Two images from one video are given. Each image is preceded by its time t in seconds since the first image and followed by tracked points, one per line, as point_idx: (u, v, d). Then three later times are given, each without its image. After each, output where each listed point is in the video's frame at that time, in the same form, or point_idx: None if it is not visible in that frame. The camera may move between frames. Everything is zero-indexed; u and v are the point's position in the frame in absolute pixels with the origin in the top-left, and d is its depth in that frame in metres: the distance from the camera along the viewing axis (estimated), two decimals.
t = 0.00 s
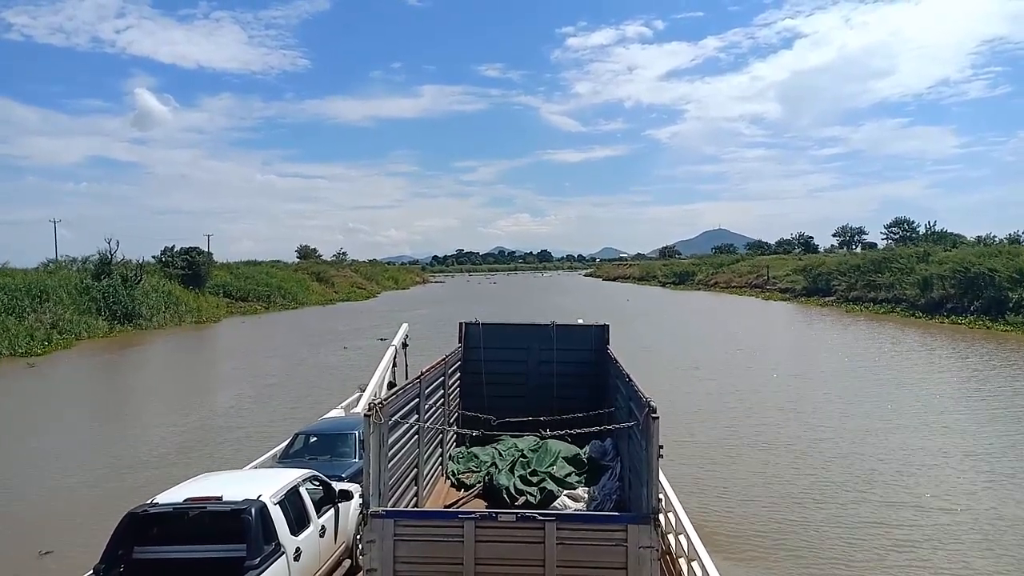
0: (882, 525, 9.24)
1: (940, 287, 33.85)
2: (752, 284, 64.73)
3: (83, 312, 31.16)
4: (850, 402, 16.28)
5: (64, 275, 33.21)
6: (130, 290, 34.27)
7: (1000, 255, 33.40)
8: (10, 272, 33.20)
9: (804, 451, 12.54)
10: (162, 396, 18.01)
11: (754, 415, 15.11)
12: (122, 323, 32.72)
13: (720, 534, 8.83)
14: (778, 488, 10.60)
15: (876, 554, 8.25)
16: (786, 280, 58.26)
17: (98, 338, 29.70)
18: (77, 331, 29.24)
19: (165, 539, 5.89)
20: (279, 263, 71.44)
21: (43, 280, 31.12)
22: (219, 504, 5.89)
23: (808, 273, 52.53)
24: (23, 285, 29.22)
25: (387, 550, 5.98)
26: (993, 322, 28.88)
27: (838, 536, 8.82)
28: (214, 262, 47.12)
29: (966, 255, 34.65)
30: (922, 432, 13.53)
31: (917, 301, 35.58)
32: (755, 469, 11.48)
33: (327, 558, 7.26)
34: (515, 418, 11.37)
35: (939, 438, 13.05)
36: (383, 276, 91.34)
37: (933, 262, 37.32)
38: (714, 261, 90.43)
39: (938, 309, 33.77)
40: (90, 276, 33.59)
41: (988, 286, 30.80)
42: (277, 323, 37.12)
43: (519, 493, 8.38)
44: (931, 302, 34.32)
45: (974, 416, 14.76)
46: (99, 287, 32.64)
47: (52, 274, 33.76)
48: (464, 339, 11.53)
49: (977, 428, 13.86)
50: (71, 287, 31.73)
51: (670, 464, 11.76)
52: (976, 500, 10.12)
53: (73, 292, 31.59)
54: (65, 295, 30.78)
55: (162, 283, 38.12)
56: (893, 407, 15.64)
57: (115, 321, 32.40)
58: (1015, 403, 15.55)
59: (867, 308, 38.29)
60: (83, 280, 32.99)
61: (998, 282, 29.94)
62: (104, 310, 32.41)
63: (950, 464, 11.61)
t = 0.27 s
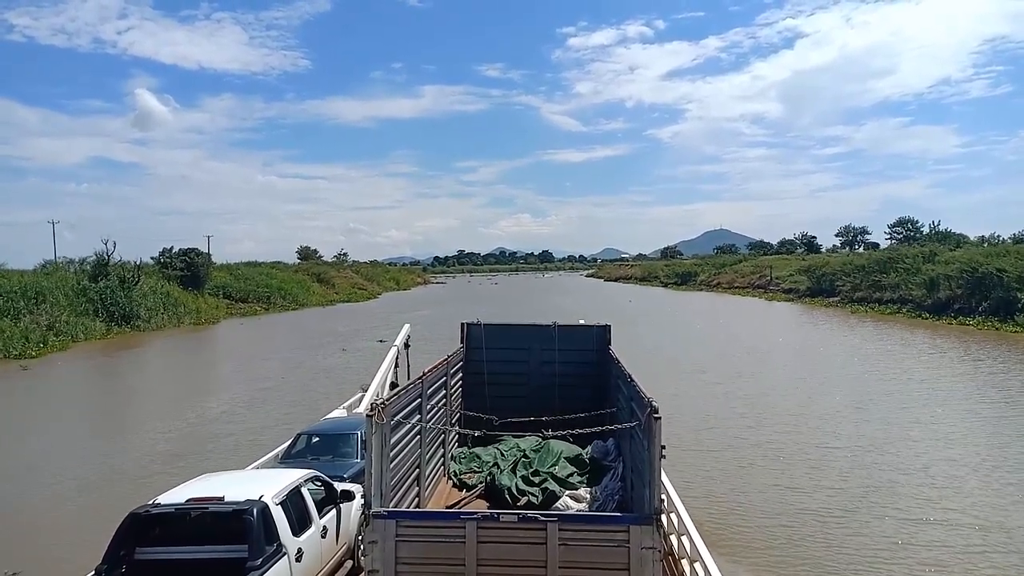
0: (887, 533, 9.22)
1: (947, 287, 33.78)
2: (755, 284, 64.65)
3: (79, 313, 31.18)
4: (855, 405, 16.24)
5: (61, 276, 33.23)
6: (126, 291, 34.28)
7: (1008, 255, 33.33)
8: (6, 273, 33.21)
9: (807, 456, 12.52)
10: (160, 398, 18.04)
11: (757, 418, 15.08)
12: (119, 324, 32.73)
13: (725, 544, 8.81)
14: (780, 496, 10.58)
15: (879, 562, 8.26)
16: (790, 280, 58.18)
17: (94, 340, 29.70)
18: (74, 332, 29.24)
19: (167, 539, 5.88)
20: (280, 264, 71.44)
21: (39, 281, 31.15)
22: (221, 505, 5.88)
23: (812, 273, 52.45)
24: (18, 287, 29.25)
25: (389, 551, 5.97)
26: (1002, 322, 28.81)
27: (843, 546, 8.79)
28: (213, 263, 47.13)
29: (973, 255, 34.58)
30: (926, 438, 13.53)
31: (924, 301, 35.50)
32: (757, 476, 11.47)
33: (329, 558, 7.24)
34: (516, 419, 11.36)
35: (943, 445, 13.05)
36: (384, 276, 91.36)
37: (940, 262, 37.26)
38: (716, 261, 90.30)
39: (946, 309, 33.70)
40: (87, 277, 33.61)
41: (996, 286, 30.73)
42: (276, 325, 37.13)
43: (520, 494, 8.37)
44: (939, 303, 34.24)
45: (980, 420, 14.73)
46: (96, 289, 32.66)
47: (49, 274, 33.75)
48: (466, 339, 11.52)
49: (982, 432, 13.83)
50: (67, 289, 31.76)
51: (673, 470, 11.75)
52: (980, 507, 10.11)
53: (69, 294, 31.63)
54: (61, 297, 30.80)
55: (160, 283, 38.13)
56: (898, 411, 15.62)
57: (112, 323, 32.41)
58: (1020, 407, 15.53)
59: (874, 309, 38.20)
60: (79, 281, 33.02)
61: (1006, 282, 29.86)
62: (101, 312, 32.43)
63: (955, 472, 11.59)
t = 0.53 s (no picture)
0: (886, 530, 9.24)
1: (952, 288, 33.80)
2: (755, 284, 64.70)
3: (70, 314, 31.13)
4: (855, 405, 16.26)
5: (53, 277, 33.19)
6: (119, 291, 34.21)
7: (1012, 255, 33.37)
8: None
9: (807, 455, 12.53)
10: (154, 400, 18.06)
11: (757, 419, 15.10)
12: (111, 326, 32.68)
13: (725, 540, 8.84)
14: (780, 493, 10.60)
15: (878, 560, 8.27)
16: (790, 280, 58.18)
17: (85, 341, 29.65)
18: (64, 333, 29.20)
19: (166, 539, 5.89)
20: (277, 264, 71.39)
21: (30, 281, 31.10)
22: (220, 505, 5.88)
23: (813, 274, 52.47)
24: (9, 288, 29.19)
25: (388, 551, 5.98)
26: (1008, 322, 28.83)
27: (842, 542, 8.83)
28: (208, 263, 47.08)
29: (977, 256, 34.61)
30: (926, 438, 13.55)
31: (928, 302, 35.52)
32: (757, 474, 11.49)
33: (328, 558, 7.25)
34: (515, 419, 11.38)
35: (943, 444, 13.08)
36: (382, 277, 91.35)
37: (945, 262, 37.30)
38: (715, 261, 90.32)
39: (950, 310, 33.71)
40: (80, 278, 33.56)
41: (1000, 287, 30.75)
42: (271, 326, 37.08)
43: (519, 493, 8.38)
44: (942, 303, 34.26)
45: (981, 420, 14.75)
46: (88, 290, 32.59)
47: (40, 275, 33.66)
48: (464, 340, 11.54)
49: (982, 433, 13.85)
50: (59, 289, 31.72)
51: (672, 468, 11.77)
52: (981, 505, 10.14)
53: (61, 295, 31.58)
54: (52, 298, 30.73)
55: (153, 284, 38.08)
56: (898, 411, 15.65)
57: (103, 325, 32.37)
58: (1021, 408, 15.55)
59: (879, 309, 38.23)
60: (72, 281, 32.97)
61: (1011, 282, 29.87)
62: (93, 313, 32.37)
63: (956, 471, 11.61)
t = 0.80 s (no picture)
0: (888, 537, 9.23)
1: (958, 288, 33.71)
2: (758, 284, 64.61)
3: (66, 315, 31.14)
4: (858, 408, 16.23)
5: (49, 278, 33.19)
6: (115, 292, 34.20)
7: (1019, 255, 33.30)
8: None
9: (809, 459, 12.51)
10: (152, 402, 18.10)
11: (759, 422, 15.08)
12: (107, 327, 32.68)
13: (727, 547, 8.83)
14: (782, 499, 10.59)
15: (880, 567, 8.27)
16: (793, 281, 58.14)
17: (80, 343, 29.65)
18: (60, 335, 29.21)
19: (166, 541, 5.88)
20: (277, 265, 71.40)
21: (26, 283, 31.10)
22: (220, 507, 5.88)
23: (817, 274, 52.39)
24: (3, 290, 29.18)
25: (388, 553, 5.97)
26: (1015, 323, 28.75)
27: (845, 551, 8.80)
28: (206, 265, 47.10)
29: (983, 256, 34.54)
30: (929, 442, 13.54)
31: (933, 302, 35.43)
32: (758, 479, 11.47)
33: (328, 560, 7.25)
34: (516, 420, 11.37)
35: (946, 448, 13.06)
36: (383, 277, 91.35)
37: (951, 262, 37.21)
38: (717, 261, 90.22)
39: (956, 310, 33.62)
40: (76, 279, 33.57)
41: (1007, 287, 30.67)
42: (270, 328, 37.08)
43: (520, 494, 8.37)
44: (948, 304, 34.17)
45: (985, 424, 14.71)
46: (84, 291, 32.57)
47: (36, 276, 33.65)
48: (465, 340, 11.53)
49: (986, 437, 13.82)
50: (55, 290, 31.71)
51: (674, 473, 11.76)
52: (984, 511, 10.11)
53: (57, 296, 31.56)
54: (48, 299, 30.73)
55: (151, 285, 38.10)
56: (901, 414, 15.63)
57: (99, 326, 32.36)
58: None
59: (886, 309, 38.12)
60: (68, 283, 32.97)
61: (1018, 282, 29.80)
62: (89, 315, 32.35)
63: (959, 476, 11.58)
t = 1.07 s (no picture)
0: (891, 539, 9.21)
1: (963, 288, 33.62)
2: (760, 284, 64.54)
3: (60, 316, 31.13)
4: (861, 409, 16.19)
5: (43, 279, 33.19)
6: (109, 293, 34.16)
7: None
8: None
9: (809, 460, 12.52)
10: (149, 404, 18.13)
11: (761, 423, 15.08)
12: (101, 329, 32.70)
13: (729, 550, 8.81)
14: (783, 500, 10.58)
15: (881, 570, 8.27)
16: (795, 280, 58.07)
17: (74, 345, 29.62)
18: (53, 336, 29.19)
19: (165, 542, 5.88)
20: (275, 266, 71.39)
21: (19, 284, 31.09)
22: (219, 507, 5.87)
23: (819, 274, 52.33)
24: None
25: (388, 553, 5.96)
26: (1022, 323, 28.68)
27: (847, 552, 8.78)
28: (202, 266, 47.10)
29: (989, 256, 34.46)
30: (932, 443, 13.52)
31: (939, 302, 35.37)
32: (760, 481, 11.46)
33: (329, 560, 7.25)
34: (516, 420, 11.37)
35: (949, 449, 13.05)
36: (382, 278, 91.34)
37: (957, 262, 37.12)
38: (718, 261, 90.13)
39: (961, 310, 33.54)
40: (69, 280, 33.56)
41: (1014, 287, 30.59)
42: (266, 329, 37.10)
43: (520, 494, 8.37)
44: (953, 304, 34.09)
45: (989, 424, 14.67)
46: (77, 292, 32.51)
47: (29, 277, 33.62)
48: (465, 340, 11.53)
49: (989, 437, 13.80)
50: (48, 291, 31.69)
51: (675, 473, 11.75)
52: (988, 512, 10.08)
53: (50, 297, 31.55)
54: (41, 300, 30.72)
55: (146, 286, 38.07)
56: (904, 415, 15.62)
57: (92, 328, 32.30)
58: None
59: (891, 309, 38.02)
60: (61, 283, 32.95)
61: None
62: (82, 316, 32.30)
63: (963, 477, 11.54)
